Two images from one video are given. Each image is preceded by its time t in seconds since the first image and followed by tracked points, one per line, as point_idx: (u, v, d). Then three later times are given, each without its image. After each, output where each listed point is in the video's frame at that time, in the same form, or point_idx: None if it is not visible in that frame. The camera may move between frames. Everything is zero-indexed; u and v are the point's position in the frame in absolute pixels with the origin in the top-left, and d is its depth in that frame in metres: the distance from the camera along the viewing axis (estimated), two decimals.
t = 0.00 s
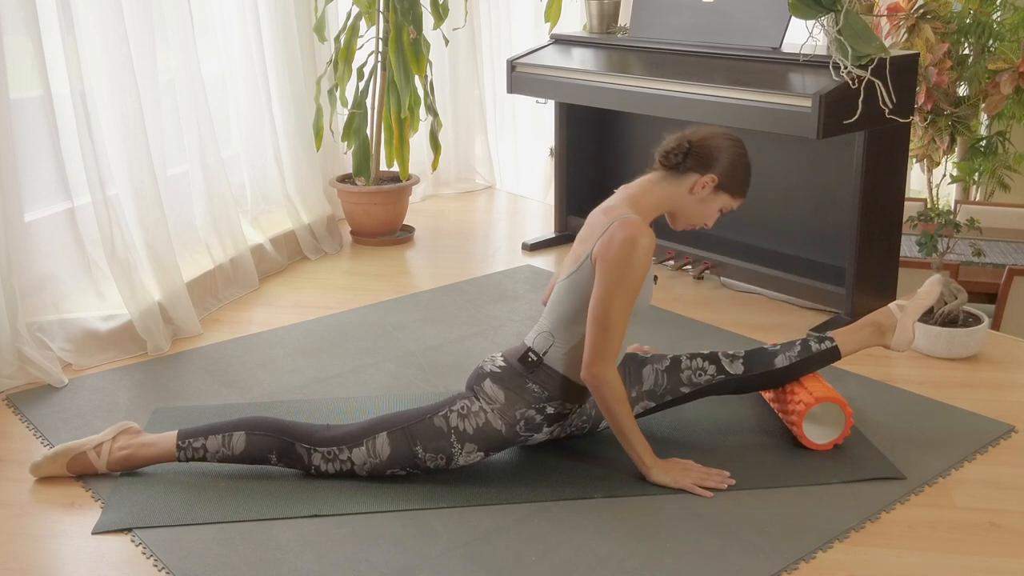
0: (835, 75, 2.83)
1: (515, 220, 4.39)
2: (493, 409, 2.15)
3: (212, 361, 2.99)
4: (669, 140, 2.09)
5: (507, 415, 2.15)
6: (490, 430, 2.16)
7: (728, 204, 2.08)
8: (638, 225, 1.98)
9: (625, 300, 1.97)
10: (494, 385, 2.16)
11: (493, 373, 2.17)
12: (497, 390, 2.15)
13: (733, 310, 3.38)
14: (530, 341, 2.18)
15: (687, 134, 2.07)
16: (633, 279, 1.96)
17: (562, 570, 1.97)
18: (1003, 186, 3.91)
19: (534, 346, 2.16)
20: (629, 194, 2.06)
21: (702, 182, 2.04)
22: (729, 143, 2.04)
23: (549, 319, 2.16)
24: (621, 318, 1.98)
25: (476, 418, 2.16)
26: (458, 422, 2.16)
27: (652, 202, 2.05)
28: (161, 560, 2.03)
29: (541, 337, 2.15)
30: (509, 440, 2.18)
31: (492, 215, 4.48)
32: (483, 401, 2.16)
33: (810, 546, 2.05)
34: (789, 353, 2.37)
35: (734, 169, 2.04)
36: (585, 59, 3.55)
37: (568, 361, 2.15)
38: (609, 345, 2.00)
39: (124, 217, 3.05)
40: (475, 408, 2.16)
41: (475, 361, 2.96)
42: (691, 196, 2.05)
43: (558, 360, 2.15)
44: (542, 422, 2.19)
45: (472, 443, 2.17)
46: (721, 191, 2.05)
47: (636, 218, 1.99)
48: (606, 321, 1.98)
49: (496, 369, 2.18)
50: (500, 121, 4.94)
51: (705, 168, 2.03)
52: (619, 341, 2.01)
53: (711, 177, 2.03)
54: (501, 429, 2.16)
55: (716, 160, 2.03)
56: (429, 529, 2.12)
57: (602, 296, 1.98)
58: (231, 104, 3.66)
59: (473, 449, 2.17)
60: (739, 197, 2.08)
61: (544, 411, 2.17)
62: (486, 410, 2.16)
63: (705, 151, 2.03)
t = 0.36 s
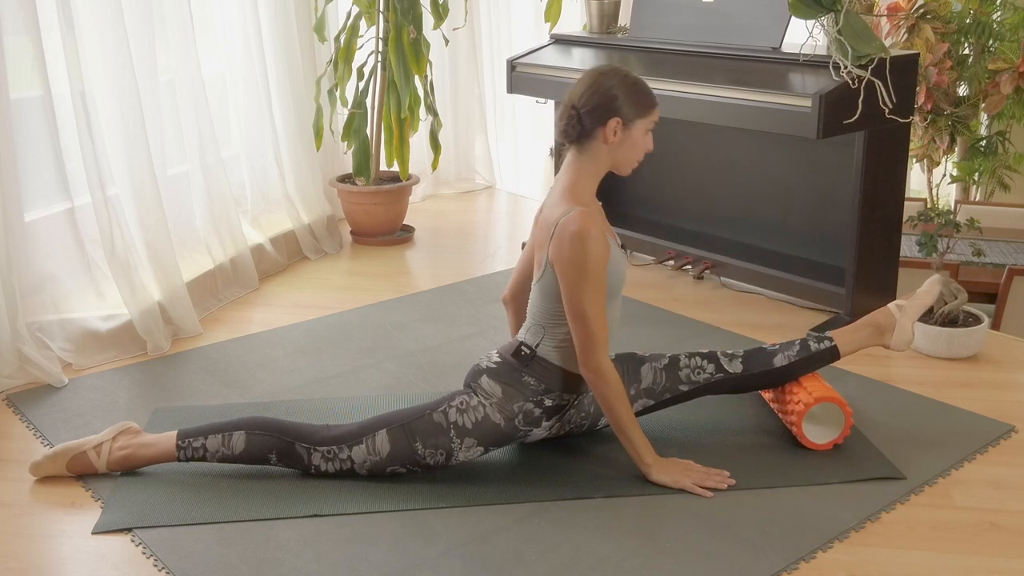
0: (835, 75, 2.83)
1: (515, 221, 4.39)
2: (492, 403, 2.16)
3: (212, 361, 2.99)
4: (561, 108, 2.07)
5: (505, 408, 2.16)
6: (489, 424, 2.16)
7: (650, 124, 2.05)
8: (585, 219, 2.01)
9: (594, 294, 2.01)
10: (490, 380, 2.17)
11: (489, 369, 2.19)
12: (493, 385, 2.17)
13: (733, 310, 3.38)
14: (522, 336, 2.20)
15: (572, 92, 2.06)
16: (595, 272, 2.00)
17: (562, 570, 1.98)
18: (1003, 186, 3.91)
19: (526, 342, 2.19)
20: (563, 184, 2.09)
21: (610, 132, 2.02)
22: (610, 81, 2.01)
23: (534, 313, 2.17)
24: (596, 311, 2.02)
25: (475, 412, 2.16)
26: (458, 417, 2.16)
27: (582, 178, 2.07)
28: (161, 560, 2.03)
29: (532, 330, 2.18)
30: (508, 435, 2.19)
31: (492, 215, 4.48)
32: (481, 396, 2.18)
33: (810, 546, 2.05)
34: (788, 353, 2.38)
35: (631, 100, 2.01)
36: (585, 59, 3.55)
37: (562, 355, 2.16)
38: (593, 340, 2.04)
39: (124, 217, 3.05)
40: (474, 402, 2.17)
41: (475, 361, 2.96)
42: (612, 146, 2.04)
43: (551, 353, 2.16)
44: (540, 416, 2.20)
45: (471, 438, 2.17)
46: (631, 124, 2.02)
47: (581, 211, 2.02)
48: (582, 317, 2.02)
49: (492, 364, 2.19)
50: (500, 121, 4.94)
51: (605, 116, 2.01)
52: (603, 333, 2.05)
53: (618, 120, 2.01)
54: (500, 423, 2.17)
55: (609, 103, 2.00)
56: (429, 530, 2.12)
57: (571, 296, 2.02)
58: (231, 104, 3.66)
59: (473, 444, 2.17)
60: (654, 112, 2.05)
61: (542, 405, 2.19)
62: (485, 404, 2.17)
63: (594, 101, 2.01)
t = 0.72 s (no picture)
0: (835, 75, 2.84)
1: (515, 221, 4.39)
2: (491, 400, 2.17)
3: (212, 361, 2.99)
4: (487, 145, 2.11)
5: (505, 405, 2.16)
6: (489, 422, 2.16)
7: (556, 89, 2.02)
8: (555, 222, 2.02)
9: (576, 295, 2.02)
10: (489, 377, 2.18)
11: (488, 366, 2.20)
12: (492, 382, 2.17)
13: (733, 310, 3.38)
14: (519, 333, 2.21)
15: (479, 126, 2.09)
16: (574, 272, 2.01)
17: (562, 570, 1.97)
18: (1003, 186, 3.91)
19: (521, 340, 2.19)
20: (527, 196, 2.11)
21: (535, 132, 2.02)
22: (490, 96, 2.03)
23: (527, 310, 2.18)
24: (581, 309, 2.03)
25: (475, 410, 2.16)
26: (457, 414, 2.16)
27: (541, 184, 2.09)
28: (161, 560, 2.03)
29: (528, 327, 2.18)
30: (508, 432, 2.19)
31: (492, 215, 4.48)
32: (481, 393, 2.18)
33: (810, 546, 2.05)
34: (787, 352, 2.38)
35: (520, 91, 2.01)
36: (585, 59, 3.55)
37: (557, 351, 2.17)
38: (584, 340, 2.05)
39: (124, 217, 3.05)
40: (474, 400, 2.17)
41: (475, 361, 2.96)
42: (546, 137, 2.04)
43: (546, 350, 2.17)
44: (540, 413, 2.20)
45: (471, 435, 2.16)
46: (542, 109, 2.01)
47: (550, 215, 2.04)
48: (569, 318, 2.03)
49: (491, 362, 2.20)
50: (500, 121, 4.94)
51: (514, 121, 2.02)
52: (593, 331, 2.05)
53: (530, 112, 2.01)
54: (500, 420, 2.17)
55: (509, 112, 2.01)
56: (429, 530, 2.12)
57: (554, 299, 2.03)
58: (231, 104, 3.66)
59: (473, 441, 2.17)
60: (548, 79, 2.02)
61: (541, 401, 2.19)
62: (484, 401, 2.17)
63: (496, 119, 2.03)
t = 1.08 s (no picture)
0: (835, 75, 2.83)
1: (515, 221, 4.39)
2: (491, 400, 2.17)
3: (212, 361, 2.99)
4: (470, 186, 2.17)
5: (505, 405, 2.17)
6: (490, 422, 2.16)
7: (493, 102, 2.05)
8: (544, 227, 2.02)
9: (570, 297, 2.02)
10: (489, 377, 2.18)
11: (488, 367, 2.20)
12: (493, 382, 2.17)
13: (733, 310, 3.38)
14: (519, 333, 2.21)
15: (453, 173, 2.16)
16: (566, 275, 2.01)
17: (562, 570, 1.97)
18: (1003, 186, 3.91)
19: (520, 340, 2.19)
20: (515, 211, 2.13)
21: (494, 151, 2.06)
22: (439, 145, 2.09)
23: (527, 310, 2.18)
24: (577, 311, 2.03)
25: (475, 410, 2.16)
26: (458, 415, 2.16)
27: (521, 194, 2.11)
28: (161, 560, 2.03)
29: (528, 327, 2.18)
30: (508, 432, 2.19)
31: (492, 215, 4.48)
32: (481, 393, 2.18)
33: (810, 546, 2.05)
34: (787, 352, 2.38)
35: (464, 123, 2.05)
36: (585, 59, 3.55)
37: (557, 350, 2.17)
38: (580, 341, 2.05)
39: (124, 217, 3.05)
40: (474, 400, 2.17)
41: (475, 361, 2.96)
42: (508, 149, 2.06)
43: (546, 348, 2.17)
44: (540, 413, 2.20)
45: (472, 435, 2.16)
46: (492, 129, 2.04)
47: (538, 221, 2.04)
48: (564, 321, 2.03)
49: (491, 363, 2.20)
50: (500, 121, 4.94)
51: (474, 153, 2.06)
52: (589, 332, 2.05)
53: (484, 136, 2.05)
54: (500, 420, 2.17)
55: (466, 148, 2.06)
56: (429, 530, 2.12)
57: (550, 303, 2.03)
58: (231, 104, 3.66)
59: (473, 441, 2.17)
60: (479, 97, 2.05)
61: (542, 401, 2.19)
62: (485, 401, 2.17)
63: (458, 162, 2.09)
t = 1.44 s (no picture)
0: (835, 75, 2.83)
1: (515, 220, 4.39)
2: (491, 400, 2.17)
3: (212, 362, 2.99)
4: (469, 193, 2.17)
5: (505, 405, 2.17)
6: (490, 422, 2.16)
7: (483, 104, 2.05)
8: (537, 231, 2.02)
9: (565, 302, 2.01)
10: (489, 377, 2.18)
11: (487, 367, 2.20)
12: (493, 382, 2.17)
13: (733, 310, 3.38)
14: (519, 333, 2.22)
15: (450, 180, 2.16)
16: (560, 280, 2.01)
17: (562, 570, 1.97)
18: (1003, 186, 3.91)
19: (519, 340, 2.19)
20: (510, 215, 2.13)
21: (487, 155, 2.06)
22: (434, 152, 2.09)
23: (526, 310, 2.18)
24: (572, 315, 2.02)
25: (475, 410, 2.16)
26: (458, 415, 2.16)
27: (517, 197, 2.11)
28: (161, 560, 2.03)
29: (528, 327, 2.19)
30: (508, 432, 2.19)
31: (492, 215, 4.48)
32: (481, 394, 2.18)
33: (810, 546, 2.05)
34: (787, 352, 2.38)
35: (456, 127, 2.05)
36: (585, 59, 3.55)
37: (556, 350, 2.17)
38: (576, 345, 2.05)
39: (124, 217, 3.05)
40: (474, 400, 2.17)
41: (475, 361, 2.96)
42: (500, 152, 2.06)
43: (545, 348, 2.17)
44: (540, 413, 2.20)
45: (472, 435, 2.16)
46: (484, 132, 2.05)
47: (531, 225, 2.04)
48: (559, 326, 2.03)
49: (491, 363, 2.20)
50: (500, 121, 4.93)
51: (469, 157, 2.06)
52: (584, 335, 2.05)
53: (478, 139, 2.05)
54: (500, 420, 2.17)
55: (460, 153, 2.06)
56: (429, 530, 2.12)
57: (545, 309, 2.03)
58: (231, 104, 3.66)
59: (473, 441, 2.17)
60: (468, 100, 2.06)
61: (542, 401, 2.19)
62: (485, 401, 2.17)
63: (454, 168, 2.09)
